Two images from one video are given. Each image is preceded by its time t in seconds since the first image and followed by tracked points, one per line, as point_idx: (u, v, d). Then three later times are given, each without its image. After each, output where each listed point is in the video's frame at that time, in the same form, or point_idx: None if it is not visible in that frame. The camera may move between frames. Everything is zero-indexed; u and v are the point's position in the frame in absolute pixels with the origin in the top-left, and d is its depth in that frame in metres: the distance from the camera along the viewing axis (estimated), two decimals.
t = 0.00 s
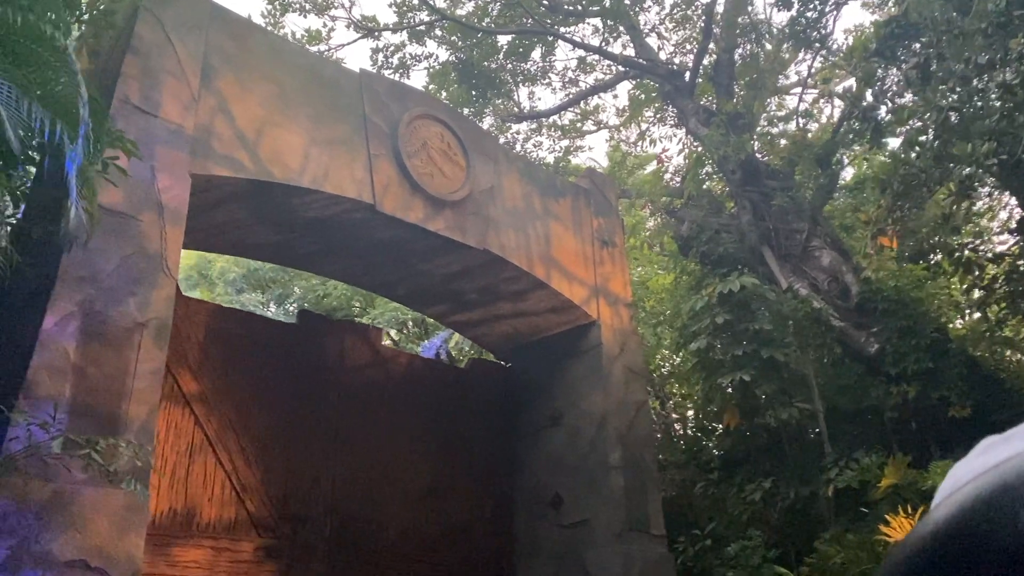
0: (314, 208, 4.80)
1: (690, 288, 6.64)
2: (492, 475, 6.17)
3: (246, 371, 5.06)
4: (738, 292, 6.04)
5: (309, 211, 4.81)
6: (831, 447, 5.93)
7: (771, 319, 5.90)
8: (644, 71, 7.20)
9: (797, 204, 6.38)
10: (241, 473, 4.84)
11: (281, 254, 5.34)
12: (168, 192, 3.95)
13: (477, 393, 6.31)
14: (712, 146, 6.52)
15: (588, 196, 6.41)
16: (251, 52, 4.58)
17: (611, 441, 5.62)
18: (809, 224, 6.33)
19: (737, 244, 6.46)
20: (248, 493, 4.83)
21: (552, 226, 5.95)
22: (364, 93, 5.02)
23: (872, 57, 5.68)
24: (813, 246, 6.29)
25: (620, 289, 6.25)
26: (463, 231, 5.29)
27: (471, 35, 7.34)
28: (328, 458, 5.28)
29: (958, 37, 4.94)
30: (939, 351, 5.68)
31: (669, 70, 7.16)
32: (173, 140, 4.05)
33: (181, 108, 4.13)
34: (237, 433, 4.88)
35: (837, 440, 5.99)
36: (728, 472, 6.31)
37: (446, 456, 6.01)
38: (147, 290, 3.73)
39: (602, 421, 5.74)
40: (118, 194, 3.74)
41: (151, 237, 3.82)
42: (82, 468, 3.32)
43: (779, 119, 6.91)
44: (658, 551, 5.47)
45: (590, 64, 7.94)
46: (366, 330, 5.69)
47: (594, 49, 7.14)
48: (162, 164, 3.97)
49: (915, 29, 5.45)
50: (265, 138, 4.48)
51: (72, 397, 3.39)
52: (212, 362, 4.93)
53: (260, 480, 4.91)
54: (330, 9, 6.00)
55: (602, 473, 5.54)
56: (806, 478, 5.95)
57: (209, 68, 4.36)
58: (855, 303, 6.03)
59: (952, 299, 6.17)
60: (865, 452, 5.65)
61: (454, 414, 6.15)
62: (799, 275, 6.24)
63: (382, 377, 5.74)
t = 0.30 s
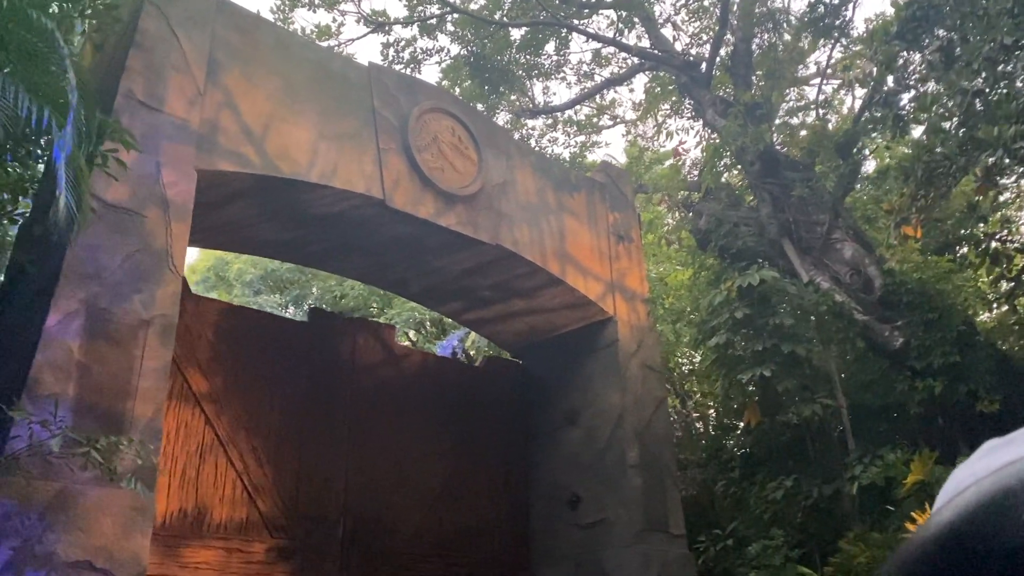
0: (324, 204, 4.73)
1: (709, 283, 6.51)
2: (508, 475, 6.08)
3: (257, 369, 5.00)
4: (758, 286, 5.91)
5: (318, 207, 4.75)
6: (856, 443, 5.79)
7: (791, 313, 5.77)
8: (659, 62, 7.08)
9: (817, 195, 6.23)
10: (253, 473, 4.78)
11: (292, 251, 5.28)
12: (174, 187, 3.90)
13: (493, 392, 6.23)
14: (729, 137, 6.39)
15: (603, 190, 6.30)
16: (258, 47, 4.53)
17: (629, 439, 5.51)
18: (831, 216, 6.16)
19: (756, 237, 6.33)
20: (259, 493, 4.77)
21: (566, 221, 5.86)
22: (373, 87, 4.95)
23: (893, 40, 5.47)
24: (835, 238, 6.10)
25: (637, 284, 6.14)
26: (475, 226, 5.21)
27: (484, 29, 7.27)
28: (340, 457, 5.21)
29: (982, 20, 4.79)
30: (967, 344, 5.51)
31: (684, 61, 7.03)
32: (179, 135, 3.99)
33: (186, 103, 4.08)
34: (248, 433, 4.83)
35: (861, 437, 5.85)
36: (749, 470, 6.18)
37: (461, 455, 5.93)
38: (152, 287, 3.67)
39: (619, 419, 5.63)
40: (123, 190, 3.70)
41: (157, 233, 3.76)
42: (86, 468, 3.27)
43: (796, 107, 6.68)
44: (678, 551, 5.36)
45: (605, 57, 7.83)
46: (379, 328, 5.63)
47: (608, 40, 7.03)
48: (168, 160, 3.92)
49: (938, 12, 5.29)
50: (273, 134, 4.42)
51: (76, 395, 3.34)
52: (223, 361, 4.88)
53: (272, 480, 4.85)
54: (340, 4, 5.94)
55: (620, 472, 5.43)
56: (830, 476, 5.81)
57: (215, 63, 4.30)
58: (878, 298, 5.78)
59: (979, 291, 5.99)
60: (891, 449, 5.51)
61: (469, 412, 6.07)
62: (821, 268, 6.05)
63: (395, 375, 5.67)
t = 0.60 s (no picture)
0: (335, 200, 4.68)
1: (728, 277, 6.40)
2: (525, 473, 6.01)
3: (269, 367, 4.96)
4: (778, 279, 5.79)
5: (328, 203, 4.70)
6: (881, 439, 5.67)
7: (812, 306, 5.65)
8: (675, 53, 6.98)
9: (838, 186, 6.11)
10: (266, 472, 4.74)
11: (304, 249, 5.24)
12: (180, 182, 3.86)
13: (509, 389, 6.15)
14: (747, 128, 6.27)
15: (619, 183, 6.21)
16: (266, 41, 4.48)
17: (647, 436, 5.42)
18: (852, 207, 6.05)
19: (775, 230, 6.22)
20: (272, 493, 4.73)
21: (581, 215, 5.77)
22: (383, 80, 4.89)
23: (914, 23, 5.35)
24: (856, 229, 6.02)
25: (654, 279, 6.04)
26: (488, 221, 5.13)
27: (496, 24, 7.21)
28: (354, 456, 5.15)
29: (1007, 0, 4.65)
30: (994, 335, 5.41)
31: (700, 51, 6.92)
32: (186, 130, 3.96)
33: (193, 97, 4.04)
34: (260, 431, 4.79)
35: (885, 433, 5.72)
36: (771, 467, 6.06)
37: (477, 453, 5.86)
38: (159, 284, 3.63)
39: (637, 416, 5.54)
40: (129, 185, 3.67)
41: (163, 230, 3.72)
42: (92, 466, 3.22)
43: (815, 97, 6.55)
44: (698, 550, 5.26)
45: (620, 50, 7.74)
46: (392, 325, 5.56)
47: (622, 32, 6.94)
48: (175, 155, 3.88)
49: None
50: (281, 128, 4.37)
51: (82, 393, 3.30)
52: (235, 359, 4.84)
53: (285, 478, 4.80)
54: None
55: (638, 469, 5.34)
56: (854, 472, 5.68)
57: (222, 58, 4.26)
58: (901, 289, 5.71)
59: (1006, 283, 5.84)
60: (917, 445, 5.38)
61: (485, 410, 6.00)
62: (843, 261, 5.96)
63: (409, 373, 5.61)
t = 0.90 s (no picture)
0: (345, 195, 4.61)
1: (749, 270, 6.29)
2: (543, 471, 5.94)
3: (282, 365, 4.91)
4: (800, 271, 5.66)
5: (339, 198, 4.64)
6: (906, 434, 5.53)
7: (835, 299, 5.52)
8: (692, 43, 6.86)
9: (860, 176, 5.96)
10: (279, 470, 4.68)
11: (316, 244, 5.18)
12: (188, 177, 3.81)
13: (526, 386, 6.07)
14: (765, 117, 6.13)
15: (635, 176, 6.10)
16: (275, 34, 4.43)
17: (666, 432, 5.32)
18: (875, 197, 5.82)
19: (796, 222, 6.09)
20: (286, 491, 4.67)
21: (597, 209, 5.67)
22: (393, 73, 4.81)
23: (937, 4, 5.23)
24: (879, 220, 5.80)
25: (672, 273, 5.93)
26: (501, 214, 5.05)
27: (510, 16, 7.13)
28: (369, 454, 5.09)
29: None
30: None
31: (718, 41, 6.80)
32: (193, 125, 3.91)
33: (200, 91, 3.99)
34: (273, 429, 4.74)
35: (912, 428, 5.58)
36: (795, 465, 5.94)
37: (493, 451, 5.78)
38: (166, 280, 3.58)
39: (656, 412, 5.44)
40: (135, 180, 3.63)
41: (170, 225, 3.67)
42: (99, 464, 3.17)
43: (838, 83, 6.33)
44: (720, 549, 5.15)
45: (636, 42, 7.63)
46: (405, 321, 5.50)
47: (637, 22, 6.83)
48: (182, 150, 3.83)
49: None
50: (291, 122, 4.31)
51: (88, 390, 3.25)
52: (248, 357, 4.79)
53: (298, 477, 4.74)
54: None
55: (658, 467, 5.24)
56: (880, 468, 5.55)
57: (230, 51, 4.22)
58: (926, 281, 5.52)
59: None
60: (945, 440, 5.24)
61: (501, 408, 5.92)
62: (863, 252, 5.80)
63: (424, 370, 5.54)
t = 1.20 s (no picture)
0: (357, 189, 4.55)
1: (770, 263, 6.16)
2: (562, 469, 5.85)
3: (296, 363, 4.85)
4: (823, 263, 5.53)
5: (351, 193, 4.58)
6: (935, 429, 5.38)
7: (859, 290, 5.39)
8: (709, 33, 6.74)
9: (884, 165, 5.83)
10: (293, 469, 4.62)
11: (330, 240, 5.13)
12: (195, 172, 3.76)
13: (543, 383, 5.99)
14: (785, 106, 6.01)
15: (653, 168, 6.00)
16: (284, 27, 4.38)
17: (687, 428, 5.21)
18: (899, 185, 5.71)
19: (819, 212, 5.97)
20: (300, 490, 4.61)
21: (614, 201, 5.58)
22: (404, 66, 4.75)
23: None
24: (904, 208, 5.68)
25: (691, 266, 5.83)
26: (516, 208, 4.97)
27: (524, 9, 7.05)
28: (384, 452, 5.02)
29: None
30: None
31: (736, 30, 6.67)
32: (201, 119, 3.87)
33: (208, 85, 3.95)
34: (287, 427, 4.69)
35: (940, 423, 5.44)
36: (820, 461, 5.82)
37: (512, 449, 5.70)
38: (174, 275, 3.54)
39: (676, 408, 5.34)
40: (143, 174, 3.59)
41: (178, 220, 3.63)
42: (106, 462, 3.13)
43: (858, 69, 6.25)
44: (743, 547, 5.04)
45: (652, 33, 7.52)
46: (420, 318, 5.43)
47: (653, 12, 6.72)
48: (189, 144, 3.79)
49: None
50: (300, 116, 4.25)
51: (95, 387, 3.21)
52: (261, 355, 4.74)
53: (312, 476, 4.68)
54: None
55: (678, 463, 5.14)
56: (909, 465, 5.41)
57: (238, 45, 4.17)
58: (954, 271, 5.44)
59: None
60: (975, 434, 5.11)
61: (519, 405, 5.84)
62: (888, 243, 5.64)
63: (439, 367, 5.47)
